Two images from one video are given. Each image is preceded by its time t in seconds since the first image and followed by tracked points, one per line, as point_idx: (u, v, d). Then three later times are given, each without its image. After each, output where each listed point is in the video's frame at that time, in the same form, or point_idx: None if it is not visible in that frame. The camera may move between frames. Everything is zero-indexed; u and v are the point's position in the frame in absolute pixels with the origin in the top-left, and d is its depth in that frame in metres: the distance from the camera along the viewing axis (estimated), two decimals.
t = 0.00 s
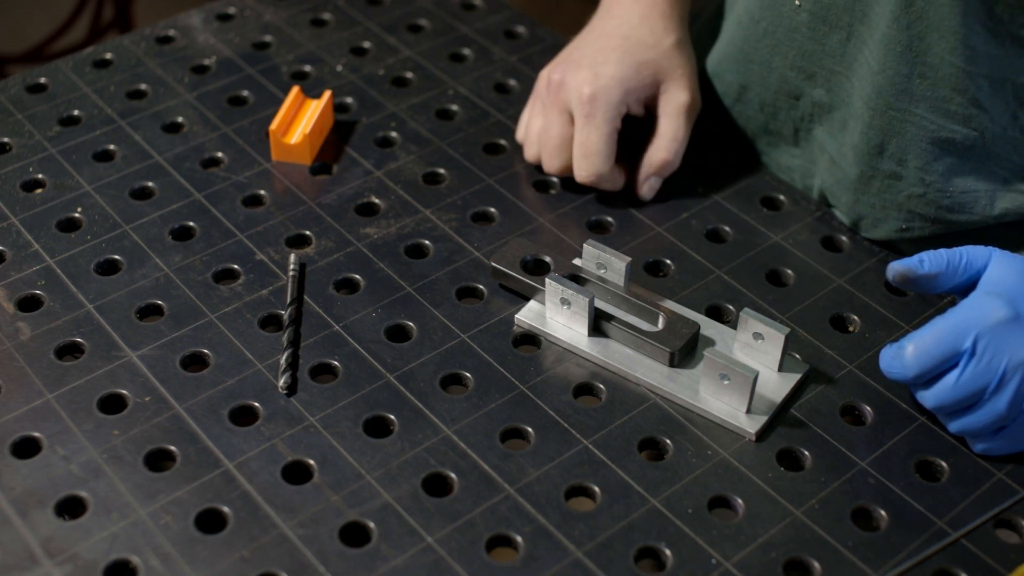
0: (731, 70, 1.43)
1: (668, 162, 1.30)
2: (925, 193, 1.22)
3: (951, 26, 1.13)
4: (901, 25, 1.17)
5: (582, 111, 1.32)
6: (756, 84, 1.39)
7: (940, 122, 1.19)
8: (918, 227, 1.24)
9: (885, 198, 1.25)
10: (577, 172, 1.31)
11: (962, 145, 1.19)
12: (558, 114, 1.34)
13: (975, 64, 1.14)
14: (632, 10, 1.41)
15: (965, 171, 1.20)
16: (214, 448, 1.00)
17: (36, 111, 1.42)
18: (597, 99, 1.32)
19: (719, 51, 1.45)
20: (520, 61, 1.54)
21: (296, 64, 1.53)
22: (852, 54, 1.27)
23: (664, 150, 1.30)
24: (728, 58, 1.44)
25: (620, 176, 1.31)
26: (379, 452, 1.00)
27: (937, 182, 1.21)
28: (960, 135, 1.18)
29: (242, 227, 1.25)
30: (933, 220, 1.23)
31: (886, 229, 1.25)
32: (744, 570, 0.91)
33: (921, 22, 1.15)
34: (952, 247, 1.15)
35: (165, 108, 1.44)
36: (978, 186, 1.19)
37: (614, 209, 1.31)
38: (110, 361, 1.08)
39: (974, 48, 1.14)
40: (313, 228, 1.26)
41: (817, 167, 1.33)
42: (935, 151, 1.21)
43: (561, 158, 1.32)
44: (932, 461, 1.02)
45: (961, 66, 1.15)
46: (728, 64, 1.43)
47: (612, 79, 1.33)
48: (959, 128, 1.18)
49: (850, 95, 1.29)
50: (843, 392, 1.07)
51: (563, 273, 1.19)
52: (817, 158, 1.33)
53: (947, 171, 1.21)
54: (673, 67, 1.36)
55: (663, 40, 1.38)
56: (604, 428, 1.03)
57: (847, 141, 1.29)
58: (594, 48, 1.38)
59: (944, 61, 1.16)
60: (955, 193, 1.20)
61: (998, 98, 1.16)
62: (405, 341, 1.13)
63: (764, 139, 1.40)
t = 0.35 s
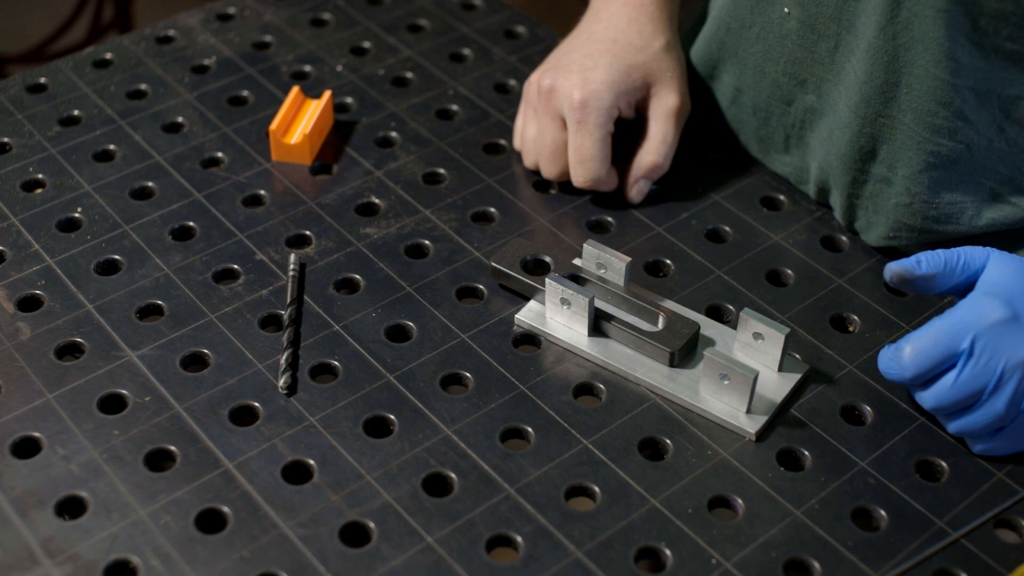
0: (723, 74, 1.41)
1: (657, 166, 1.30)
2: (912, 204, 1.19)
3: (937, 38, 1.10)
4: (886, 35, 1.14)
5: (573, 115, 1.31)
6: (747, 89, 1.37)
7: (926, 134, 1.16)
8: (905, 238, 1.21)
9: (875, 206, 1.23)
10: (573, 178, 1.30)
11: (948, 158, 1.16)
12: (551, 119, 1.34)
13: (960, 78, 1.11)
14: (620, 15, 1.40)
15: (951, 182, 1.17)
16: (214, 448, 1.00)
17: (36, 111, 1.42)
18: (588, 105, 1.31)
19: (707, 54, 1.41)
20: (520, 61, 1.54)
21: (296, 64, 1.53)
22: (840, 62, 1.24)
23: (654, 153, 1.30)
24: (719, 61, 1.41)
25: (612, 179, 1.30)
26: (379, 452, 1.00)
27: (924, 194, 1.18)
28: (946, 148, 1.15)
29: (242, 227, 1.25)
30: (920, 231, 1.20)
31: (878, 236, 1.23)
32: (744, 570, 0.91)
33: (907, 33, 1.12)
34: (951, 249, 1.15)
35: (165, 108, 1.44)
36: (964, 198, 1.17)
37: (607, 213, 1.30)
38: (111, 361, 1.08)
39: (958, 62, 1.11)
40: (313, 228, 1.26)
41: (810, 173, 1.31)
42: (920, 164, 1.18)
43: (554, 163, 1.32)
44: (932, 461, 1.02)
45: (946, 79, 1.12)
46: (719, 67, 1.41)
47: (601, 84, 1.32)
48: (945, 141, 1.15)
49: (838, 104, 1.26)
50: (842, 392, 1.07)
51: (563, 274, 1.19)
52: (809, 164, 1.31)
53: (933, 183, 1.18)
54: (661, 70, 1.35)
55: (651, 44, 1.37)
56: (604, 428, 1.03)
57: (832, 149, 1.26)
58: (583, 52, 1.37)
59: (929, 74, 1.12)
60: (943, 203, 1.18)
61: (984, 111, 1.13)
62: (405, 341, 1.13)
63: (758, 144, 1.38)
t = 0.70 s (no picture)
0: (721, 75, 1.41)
1: (657, 168, 1.29)
2: (906, 207, 1.20)
3: (929, 44, 1.10)
4: (879, 39, 1.14)
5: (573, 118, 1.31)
6: (745, 91, 1.37)
7: (920, 138, 1.16)
8: (901, 240, 1.22)
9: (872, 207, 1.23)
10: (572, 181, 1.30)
11: (942, 161, 1.16)
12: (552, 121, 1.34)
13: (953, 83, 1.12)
14: (620, 18, 1.40)
15: (946, 185, 1.18)
16: (214, 448, 1.00)
17: (36, 111, 1.42)
18: (588, 108, 1.31)
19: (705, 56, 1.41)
20: (520, 61, 1.55)
21: (296, 64, 1.53)
22: (836, 65, 1.25)
23: (654, 155, 1.30)
24: (717, 63, 1.40)
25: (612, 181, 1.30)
26: (380, 452, 1.00)
27: (918, 197, 1.19)
28: (940, 151, 1.16)
29: (242, 227, 1.25)
30: (915, 234, 1.21)
31: (875, 238, 1.23)
32: (744, 570, 0.91)
33: (901, 38, 1.13)
34: (951, 249, 1.15)
35: (165, 108, 1.44)
36: (960, 200, 1.18)
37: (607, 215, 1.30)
38: (110, 361, 1.08)
39: (951, 67, 1.11)
40: (313, 228, 1.26)
41: (808, 175, 1.30)
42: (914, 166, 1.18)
43: (555, 166, 1.32)
44: (932, 461, 1.02)
45: (938, 84, 1.12)
46: (717, 69, 1.41)
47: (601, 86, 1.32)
48: (939, 145, 1.16)
49: (834, 106, 1.26)
50: (843, 392, 1.07)
51: (563, 274, 1.19)
52: (806, 166, 1.30)
53: (927, 186, 1.18)
54: (661, 72, 1.35)
55: (652, 47, 1.37)
56: (605, 428, 1.03)
57: (828, 150, 1.26)
58: (583, 55, 1.37)
59: (922, 79, 1.13)
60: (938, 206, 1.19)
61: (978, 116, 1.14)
62: (405, 341, 1.13)
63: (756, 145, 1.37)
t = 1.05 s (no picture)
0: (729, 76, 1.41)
1: (687, 173, 1.31)
2: (908, 209, 1.20)
3: (932, 46, 1.11)
4: (883, 41, 1.15)
5: (621, 105, 1.29)
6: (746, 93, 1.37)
7: (922, 140, 1.17)
8: (902, 242, 1.22)
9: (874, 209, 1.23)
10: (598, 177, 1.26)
11: (944, 164, 1.17)
12: (590, 113, 1.31)
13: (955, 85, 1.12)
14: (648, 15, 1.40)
15: (946, 187, 1.18)
16: (214, 448, 1.00)
17: (36, 111, 1.42)
18: (638, 96, 1.29)
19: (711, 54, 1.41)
20: (520, 61, 1.55)
21: (296, 64, 1.53)
22: (836, 68, 1.25)
23: (688, 161, 1.32)
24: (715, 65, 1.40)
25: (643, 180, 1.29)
26: (380, 452, 1.00)
27: (920, 199, 1.19)
28: (942, 154, 1.16)
29: (242, 227, 1.25)
30: (917, 236, 1.21)
31: (876, 240, 1.23)
32: (744, 570, 0.91)
33: (903, 41, 1.14)
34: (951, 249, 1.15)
35: (165, 108, 1.44)
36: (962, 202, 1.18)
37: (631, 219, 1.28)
38: (110, 361, 1.08)
39: (954, 70, 1.12)
40: (313, 228, 1.26)
41: (807, 176, 1.30)
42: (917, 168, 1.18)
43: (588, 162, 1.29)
44: (932, 461, 1.02)
45: (941, 86, 1.13)
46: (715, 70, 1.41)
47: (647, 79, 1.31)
48: (941, 148, 1.16)
49: (833, 108, 1.26)
50: (843, 392, 1.07)
51: (563, 274, 1.19)
52: (805, 167, 1.30)
53: (929, 188, 1.18)
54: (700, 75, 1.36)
55: (688, 47, 1.37)
56: (604, 428, 1.03)
57: (828, 153, 1.26)
58: (624, 49, 1.37)
59: (925, 82, 1.14)
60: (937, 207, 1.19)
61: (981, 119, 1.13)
62: (405, 341, 1.13)
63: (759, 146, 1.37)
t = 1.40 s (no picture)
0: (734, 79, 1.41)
1: (710, 186, 1.30)
2: (908, 211, 1.20)
3: (934, 48, 1.11)
4: (885, 43, 1.15)
5: (661, 131, 1.29)
6: (749, 94, 1.38)
7: (922, 142, 1.17)
8: (903, 244, 1.22)
9: (874, 211, 1.23)
10: (642, 203, 1.23)
11: (945, 165, 1.17)
12: (628, 133, 1.30)
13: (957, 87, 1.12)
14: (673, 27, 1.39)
15: (946, 188, 1.18)
16: (214, 448, 1.00)
17: (36, 111, 1.42)
18: (679, 121, 1.29)
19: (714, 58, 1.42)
20: (520, 61, 1.55)
21: (296, 64, 1.53)
22: (836, 70, 1.25)
23: (711, 172, 1.31)
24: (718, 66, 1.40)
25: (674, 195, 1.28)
26: (379, 452, 1.00)
27: (920, 201, 1.19)
28: (942, 156, 1.16)
29: (242, 227, 1.25)
30: (917, 238, 1.21)
31: (875, 242, 1.23)
32: (744, 570, 0.91)
33: (904, 43, 1.14)
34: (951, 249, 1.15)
35: (165, 108, 1.44)
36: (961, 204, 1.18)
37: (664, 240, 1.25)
38: (110, 361, 1.08)
39: (955, 71, 1.12)
40: (313, 228, 1.26)
41: (806, 177, 1.30)
42: (918, 170, 1.18)
43: (626, 183, 1.27)
44: (932, 461, 1.02)
45: (942, 88, 1.13)
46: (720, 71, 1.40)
47: (687, 102, 1.31)
48: (942, 150, 1.16)
49: (833, 110, 1.27)
50: (843, 392, 1.07)
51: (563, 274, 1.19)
52: (805, 168, 1.30)
53: (930, 190, 1.19)
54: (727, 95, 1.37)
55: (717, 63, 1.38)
56: (604, 428, 1.03)
57: (827, 155, 1.26)
58: (657, 68, 1.36)
59: (926, 83, 1.14)
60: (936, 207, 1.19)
61: (981, 121, 1.14)
62: (405, 341, 1.13)
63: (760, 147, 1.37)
